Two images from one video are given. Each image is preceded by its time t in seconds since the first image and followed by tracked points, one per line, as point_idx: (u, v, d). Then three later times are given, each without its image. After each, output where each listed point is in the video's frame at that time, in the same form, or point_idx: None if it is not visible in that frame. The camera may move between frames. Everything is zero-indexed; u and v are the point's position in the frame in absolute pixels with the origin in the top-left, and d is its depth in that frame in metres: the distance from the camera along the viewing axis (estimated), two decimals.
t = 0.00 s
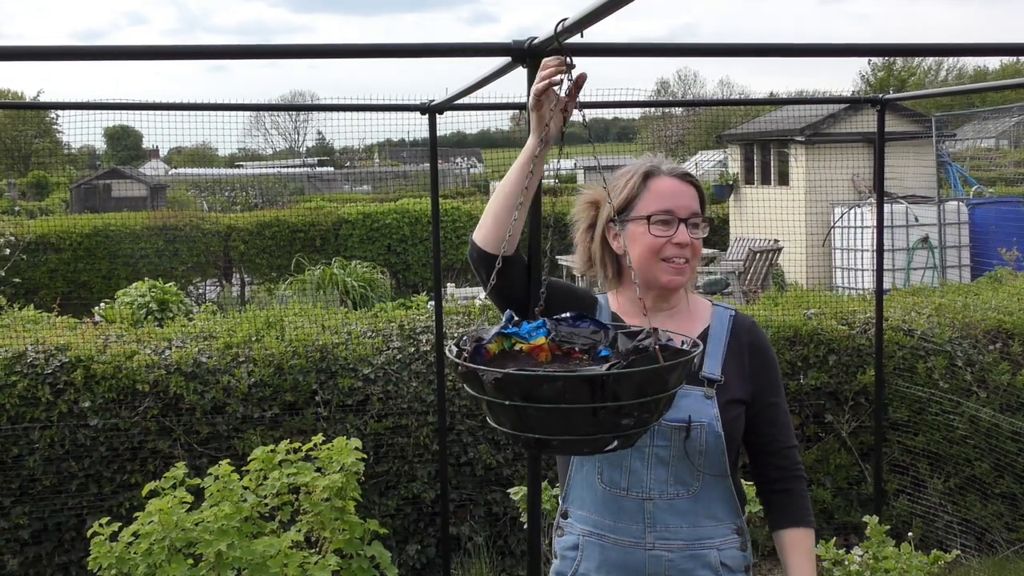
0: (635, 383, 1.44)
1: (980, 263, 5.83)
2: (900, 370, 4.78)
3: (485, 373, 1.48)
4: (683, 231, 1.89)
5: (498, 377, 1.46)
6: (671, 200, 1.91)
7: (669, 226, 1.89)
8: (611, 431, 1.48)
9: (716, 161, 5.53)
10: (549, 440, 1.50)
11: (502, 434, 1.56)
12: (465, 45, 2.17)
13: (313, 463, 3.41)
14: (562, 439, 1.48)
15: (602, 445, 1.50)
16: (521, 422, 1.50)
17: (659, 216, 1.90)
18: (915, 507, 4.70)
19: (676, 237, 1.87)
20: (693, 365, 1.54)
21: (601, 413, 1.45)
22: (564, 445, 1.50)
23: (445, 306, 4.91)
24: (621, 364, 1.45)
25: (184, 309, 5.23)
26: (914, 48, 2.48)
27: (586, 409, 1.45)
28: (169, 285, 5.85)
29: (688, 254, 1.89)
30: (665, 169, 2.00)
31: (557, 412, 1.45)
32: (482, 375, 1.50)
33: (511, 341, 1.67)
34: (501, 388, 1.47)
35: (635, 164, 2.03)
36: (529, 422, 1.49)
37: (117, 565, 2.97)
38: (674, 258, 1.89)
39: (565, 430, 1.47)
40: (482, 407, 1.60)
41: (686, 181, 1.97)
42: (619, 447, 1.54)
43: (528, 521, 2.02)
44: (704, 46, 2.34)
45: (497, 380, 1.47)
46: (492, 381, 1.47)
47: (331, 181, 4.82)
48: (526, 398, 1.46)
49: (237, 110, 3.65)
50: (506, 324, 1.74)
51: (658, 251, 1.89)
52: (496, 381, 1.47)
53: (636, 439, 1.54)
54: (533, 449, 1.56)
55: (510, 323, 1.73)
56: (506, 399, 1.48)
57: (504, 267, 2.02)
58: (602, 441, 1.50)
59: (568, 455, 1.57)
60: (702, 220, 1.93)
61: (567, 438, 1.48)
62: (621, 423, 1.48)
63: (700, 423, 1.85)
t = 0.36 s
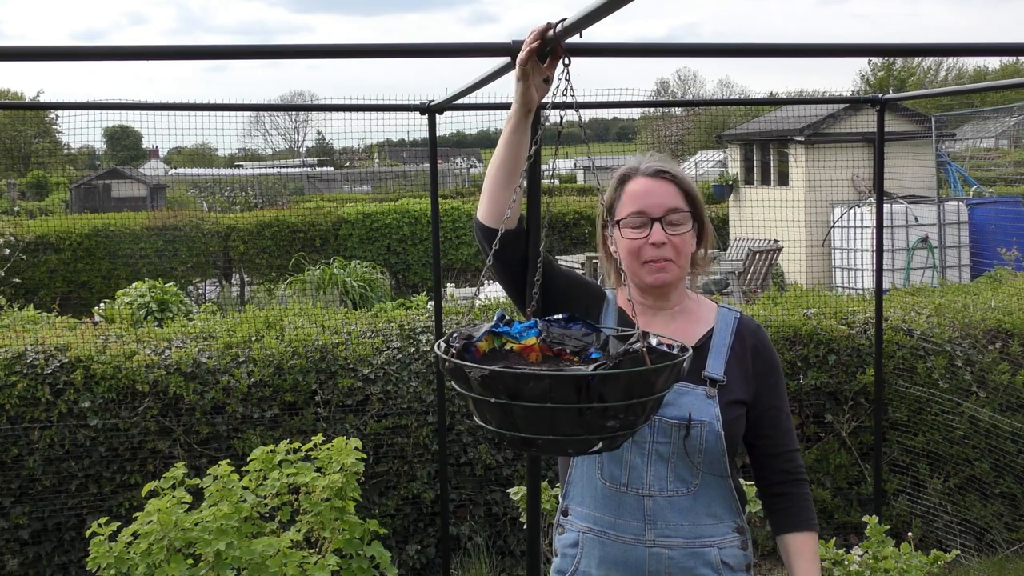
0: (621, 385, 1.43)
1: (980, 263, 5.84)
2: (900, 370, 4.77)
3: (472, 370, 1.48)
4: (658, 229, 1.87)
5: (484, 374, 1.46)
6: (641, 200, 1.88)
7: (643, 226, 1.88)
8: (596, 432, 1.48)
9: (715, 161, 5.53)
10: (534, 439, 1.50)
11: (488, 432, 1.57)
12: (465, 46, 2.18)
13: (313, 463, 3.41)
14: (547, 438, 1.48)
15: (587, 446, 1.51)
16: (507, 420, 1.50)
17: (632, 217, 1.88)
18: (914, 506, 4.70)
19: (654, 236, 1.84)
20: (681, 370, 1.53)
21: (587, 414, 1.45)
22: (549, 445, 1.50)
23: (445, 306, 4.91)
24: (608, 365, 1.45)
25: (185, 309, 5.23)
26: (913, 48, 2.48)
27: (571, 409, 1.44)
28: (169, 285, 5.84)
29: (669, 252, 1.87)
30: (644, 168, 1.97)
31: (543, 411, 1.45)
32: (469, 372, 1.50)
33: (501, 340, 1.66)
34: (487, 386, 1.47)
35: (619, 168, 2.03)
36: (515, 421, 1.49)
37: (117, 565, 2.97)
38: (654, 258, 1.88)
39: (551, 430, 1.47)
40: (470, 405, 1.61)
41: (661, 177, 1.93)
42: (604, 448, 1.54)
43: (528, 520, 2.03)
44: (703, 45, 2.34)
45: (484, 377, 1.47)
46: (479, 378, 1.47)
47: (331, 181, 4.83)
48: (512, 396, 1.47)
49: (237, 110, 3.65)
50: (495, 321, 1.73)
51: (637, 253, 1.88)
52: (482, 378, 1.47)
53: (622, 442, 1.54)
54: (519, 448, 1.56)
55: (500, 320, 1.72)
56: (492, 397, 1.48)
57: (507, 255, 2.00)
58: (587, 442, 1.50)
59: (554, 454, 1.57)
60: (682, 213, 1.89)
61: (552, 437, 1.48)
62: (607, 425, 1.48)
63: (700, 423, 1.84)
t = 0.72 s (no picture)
0: (624, 381, 1.44)
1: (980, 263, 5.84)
2: (899, 370, 4.72)
3: (475, 370, 1.49)
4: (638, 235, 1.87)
5: (487, 374, 1.47)
6: (619, 208, 1.88)
7: (623, 234, 1.88)
8: (601, 432, 1.48)
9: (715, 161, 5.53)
10: (539, 440, 1.50)
11: (492, 435, 1.57)
12: (465, 46, 2.18)
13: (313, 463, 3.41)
14: (552, 439, 1.48)
15: (593, 447, 1.50)
16: (511, 421, 1.50)
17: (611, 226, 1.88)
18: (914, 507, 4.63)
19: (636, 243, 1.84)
20: (685, 369, 1.54)
21: (591, 412, 1.46)
22: (554, 445, 1.50)
23: (445, 305, 4.91)
24: (611, 363, 1.46)
25: (185, 309, 5.22)
26: (912, 48, 2.48)
27: (575, 406, 1.45)
28: (169, 284, 5.84)
29: (653, 257, 1.88)
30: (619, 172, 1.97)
31: (547, 410, 1.46)
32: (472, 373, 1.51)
33: (506, 347, 1.65)
34: (490, 385, 1.48)
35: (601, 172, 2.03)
36: (519, 421, 1.50)
37: (117, 564, 2.98)
38: (638, 264, 1.88)
39: (555, 429, 1.47)
40: (473, 409, 1.61)
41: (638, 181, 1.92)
42: (611, 450, 1.53)
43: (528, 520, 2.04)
44: (702, 45, 2.34)
45: (487, 377, 1.48)
46: (482, 378, 1.48)
47: (331, 181, 4.83)
48: (516, 395, 1.47)
49: (237, 110, 3.66)
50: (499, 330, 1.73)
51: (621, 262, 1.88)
52: (485, 378, 1.48)
53: (628, 443, 1.53)
54: (524, 451, 1.56)
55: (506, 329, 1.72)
56: (495, 397, 1.49)
57: (509, 262, 1.98)
58: (593, 442, 1.49)
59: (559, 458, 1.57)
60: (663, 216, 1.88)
61: (556, 437, 1.48)
62: (612, 424, 1.48)
63: (697, 427, 1.85)
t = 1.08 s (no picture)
0: (636, 380, 1.44)
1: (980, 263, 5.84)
2: (898, 369, 4.74)
3: (486, 373, 1.49)
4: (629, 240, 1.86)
5: (498, 377, 1.47)
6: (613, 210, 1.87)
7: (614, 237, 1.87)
8: (615, 431, 1.48)
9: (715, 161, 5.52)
10: (552, 440, 1.50)
11: (505, 436, 1.56)
12: (465, 46, 2.18)
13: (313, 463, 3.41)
14: (566, 439, 1.48)
15: (607, 446, 1.50)
16: (524, 422, 1.50)
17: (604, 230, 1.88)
18: (914, 506, 4.67)
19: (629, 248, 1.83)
20: (696, 366, 1.54)
21: (604, 411, 1.46)
22: (568, 445, 1.49)
23: (445, 306, 4.91)
24: (622, 362, 1.46)
25: (185, 309, 5.22)
26: (913, 48, 2.48)
27: (588, 406, 1.45)
28: (169, 285, 5.84)
29: (644, 259, 1.87)
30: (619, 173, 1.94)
31: (560, 410, 1.46)
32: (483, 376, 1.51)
33: (518, 349, 1.65)
34: (502, 387, 1.48)
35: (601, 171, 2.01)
36: (532, 422, 1.49)
37: (117, 565, 2.98)
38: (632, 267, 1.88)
39: (568, 429, 1.47)
40: (485, 412, 1.61)
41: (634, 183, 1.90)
42: (625, 449, 1.53)
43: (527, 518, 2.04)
44: (703, 45, 2.34)
45: (498, 380, 1.48)
46: (493, 381, 1.48)
47: (331, 181, 4.83)
48: (528, 396, 1.47)
49: (237, 110, 3.65)
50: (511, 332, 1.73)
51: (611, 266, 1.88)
52: (497, 381, 1.48)
53: (643, 441, 1.53)
54: (537, 451, 1.56)
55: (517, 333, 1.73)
56: (507, 399, 1.49)
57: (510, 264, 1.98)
58: (607, 442, 1.49)
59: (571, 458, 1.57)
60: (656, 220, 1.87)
61: (570, 437, 1.48)
62: (625, 422, 1.48)
63: (698, 429, 1.85)
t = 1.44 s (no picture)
0: (634, 383, 1.44)
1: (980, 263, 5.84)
2: (899, 369, 4.75)
3: (485, 373, 1.48)
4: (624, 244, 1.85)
5: (496, 378, 1.47)
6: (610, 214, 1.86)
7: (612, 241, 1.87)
8: (612, 432, 1.48)
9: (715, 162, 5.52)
10: (549, 440, 1.50)
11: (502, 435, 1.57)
12: (467, 46, 2.17)
13: (313, 463, 3.41)
14: (563, 439, 1.48)
15: (603, 446, 1.50)
16: (521, 422, 1.50)
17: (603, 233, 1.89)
18: (914, 507, 4.67)
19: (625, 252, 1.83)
20: (693, 365, 1.54)
21: (600, 413, 1.45)
22: (565, 445, 1.50)
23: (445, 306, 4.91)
24: (620, 364, 1.45)
25: (185, 309, 5.22)
26: (913, 48, 2.48)
27: (585, 409, 1.45)
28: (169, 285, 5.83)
29: (641, 264, 1.85)
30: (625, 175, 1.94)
31: (557, 412, 1.45)
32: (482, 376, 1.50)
33: (517, 343, 1.69)
34: (500, 389, 1.48)
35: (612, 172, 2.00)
36: (529, 422, 1.49)
37: (117, 565, 2.98)
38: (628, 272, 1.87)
39: (565, 430, 1.47)
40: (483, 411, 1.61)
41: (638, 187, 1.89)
42: (621, 448, 1.53)
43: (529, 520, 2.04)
44: (703, 45, 2.33)
45: (496, 380, 1.47)
46: (491, 382, 1.48)
47: (331, 181, 4.83)
48: (526, 398, 1.47)
49: (237, 110, 3.65)
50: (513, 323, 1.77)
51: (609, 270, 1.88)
52: (495, 382, 1.47)
53: (638, 440, 1.54)
54: (535, 450, 1.56)
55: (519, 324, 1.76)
56: (505, 399, 1.49)
57: (511, 264, 1.97)
58: (604, 442, 1.50)
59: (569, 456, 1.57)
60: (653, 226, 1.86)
61: (567, 438, 1.48)
62: (621, 423, 1.48)
63: (704, 433, 1.84)
